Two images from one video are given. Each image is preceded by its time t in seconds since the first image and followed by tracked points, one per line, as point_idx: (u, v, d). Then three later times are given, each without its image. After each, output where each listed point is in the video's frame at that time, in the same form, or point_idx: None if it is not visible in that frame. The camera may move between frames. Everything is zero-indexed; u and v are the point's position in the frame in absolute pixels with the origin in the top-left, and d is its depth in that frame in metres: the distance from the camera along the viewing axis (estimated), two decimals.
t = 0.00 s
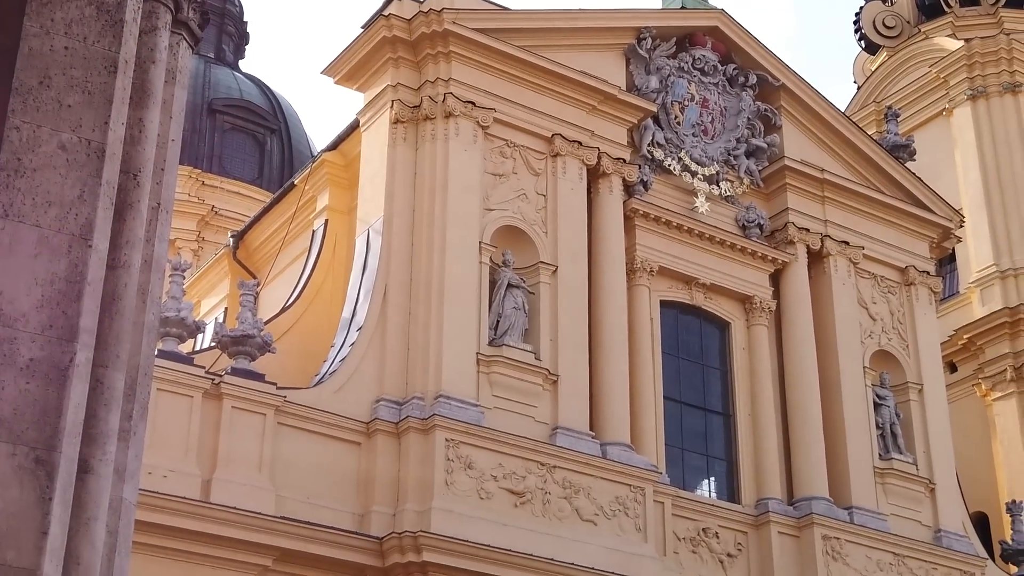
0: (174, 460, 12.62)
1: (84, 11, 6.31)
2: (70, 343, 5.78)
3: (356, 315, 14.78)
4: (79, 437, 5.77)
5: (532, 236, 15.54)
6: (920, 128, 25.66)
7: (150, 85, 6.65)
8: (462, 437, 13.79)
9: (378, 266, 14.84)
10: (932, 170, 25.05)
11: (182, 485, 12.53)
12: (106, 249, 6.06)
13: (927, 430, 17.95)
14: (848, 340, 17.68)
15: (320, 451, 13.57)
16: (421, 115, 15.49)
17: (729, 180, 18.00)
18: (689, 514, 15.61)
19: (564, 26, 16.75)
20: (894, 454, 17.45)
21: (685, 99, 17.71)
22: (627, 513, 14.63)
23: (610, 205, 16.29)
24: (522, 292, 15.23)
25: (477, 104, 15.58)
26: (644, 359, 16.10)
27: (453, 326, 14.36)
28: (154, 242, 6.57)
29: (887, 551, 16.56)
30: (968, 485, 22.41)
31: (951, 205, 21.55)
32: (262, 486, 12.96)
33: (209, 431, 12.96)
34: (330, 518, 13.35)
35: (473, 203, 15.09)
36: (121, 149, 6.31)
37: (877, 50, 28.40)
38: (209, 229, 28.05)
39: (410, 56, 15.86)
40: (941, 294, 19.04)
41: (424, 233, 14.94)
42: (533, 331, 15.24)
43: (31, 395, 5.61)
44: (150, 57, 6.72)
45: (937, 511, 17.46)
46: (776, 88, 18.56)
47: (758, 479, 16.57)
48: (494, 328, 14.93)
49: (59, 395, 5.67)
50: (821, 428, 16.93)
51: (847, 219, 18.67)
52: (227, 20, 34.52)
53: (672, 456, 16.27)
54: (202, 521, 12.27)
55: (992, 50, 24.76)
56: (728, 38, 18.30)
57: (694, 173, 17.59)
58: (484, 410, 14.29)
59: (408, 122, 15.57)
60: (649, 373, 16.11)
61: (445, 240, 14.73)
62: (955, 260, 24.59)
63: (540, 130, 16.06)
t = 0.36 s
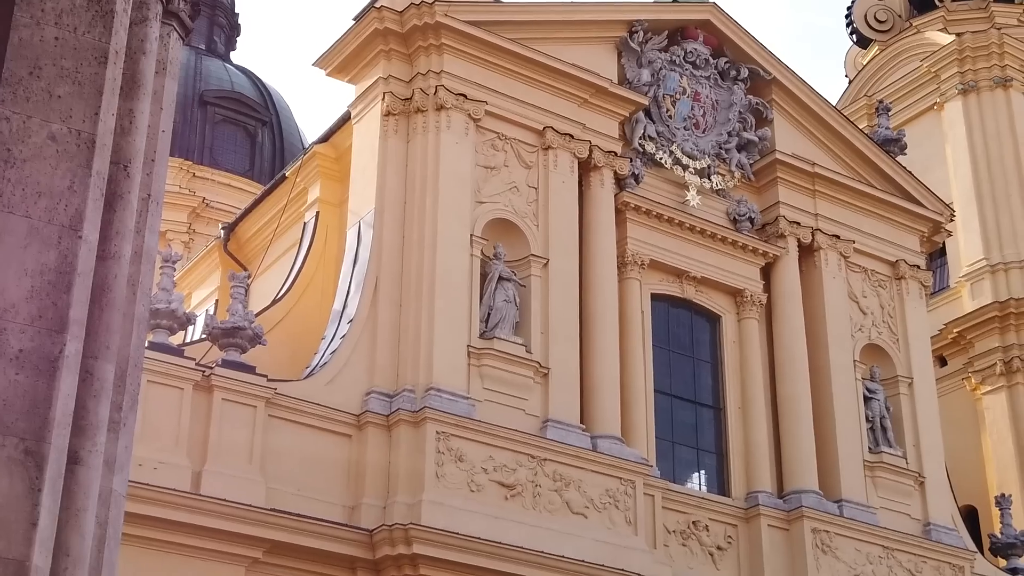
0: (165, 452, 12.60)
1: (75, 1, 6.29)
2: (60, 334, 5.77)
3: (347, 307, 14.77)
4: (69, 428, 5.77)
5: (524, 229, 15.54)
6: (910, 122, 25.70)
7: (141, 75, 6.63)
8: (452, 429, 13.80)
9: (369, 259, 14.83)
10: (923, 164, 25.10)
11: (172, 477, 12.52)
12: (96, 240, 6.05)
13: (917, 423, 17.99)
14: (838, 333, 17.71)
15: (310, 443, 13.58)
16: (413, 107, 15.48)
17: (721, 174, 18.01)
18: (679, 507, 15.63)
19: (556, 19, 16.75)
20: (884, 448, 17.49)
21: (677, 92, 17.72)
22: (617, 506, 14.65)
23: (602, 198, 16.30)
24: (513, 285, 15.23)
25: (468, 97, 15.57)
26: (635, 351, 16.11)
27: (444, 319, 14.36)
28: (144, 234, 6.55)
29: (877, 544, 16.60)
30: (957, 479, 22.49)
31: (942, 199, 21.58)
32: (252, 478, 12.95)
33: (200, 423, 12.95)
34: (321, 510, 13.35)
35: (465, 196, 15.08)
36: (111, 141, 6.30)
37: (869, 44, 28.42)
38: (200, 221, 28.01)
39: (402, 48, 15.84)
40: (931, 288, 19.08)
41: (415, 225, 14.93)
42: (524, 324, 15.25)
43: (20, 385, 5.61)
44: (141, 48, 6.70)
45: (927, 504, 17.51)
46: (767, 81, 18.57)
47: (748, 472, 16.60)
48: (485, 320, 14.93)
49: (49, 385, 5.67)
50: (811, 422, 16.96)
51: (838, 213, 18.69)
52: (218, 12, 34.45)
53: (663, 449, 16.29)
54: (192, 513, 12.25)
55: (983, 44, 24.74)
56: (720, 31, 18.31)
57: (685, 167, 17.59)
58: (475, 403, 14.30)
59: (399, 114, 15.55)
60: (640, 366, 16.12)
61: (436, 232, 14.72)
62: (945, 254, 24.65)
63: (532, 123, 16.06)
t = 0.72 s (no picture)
0: (155, 444, 12.58)
1: None
2: (49, 324, 5.78)
3: (338, 299, 14.76)
4: (58, 419, 5.77)
5: (515, 221, 15.54)
6: (901, 116, 25.76)
7: (131, 66, 6.61)
8: (443, 422, 13.81)
9: (360, 251, 14.83)
10: (914, 158, 25.14)
11: (163, 468, 12.50)
12: (86, 231, 6.05)
13: (907, 417, 18.03)
14: (828, 327, 17.73)
15: (301, 435, 13.57)
16: (404, 100, 15.47)
17: (712, 167, 18.02)
18: (670, 500, 15.65)
19: (547, 12, 16.74)
20: (874, 441, 17.53)
21: (668, 85, 17.72)
22: (607, 499, 14.67)
23: (593, 191, 16.30)
24: (504, 277, 15.22)
25: (460, 89, 15.56)
26: (626, 344, 16.12)
27: (435, 311, 14.36)
28: (135, 225, 6.53)
29: (866, 537, 16.64)
30: (946, 472, 22.56)
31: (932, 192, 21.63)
32: (242, 470, 12.95)
33: (189, 414, 12.94)
34: (311, 502, 13.35)
35: (456, 188, 15.07)
36: (102, 131, 6.29)
37: (860, 38, 28.45)
38: (191, 213, 27.98)
39: (393, 40, 15.83)
40: (921, 282, 19.12)
41: (406, 218, 14.92)
42: (514, 317, 15.25)
43: (10, 376, 5.62)
44: (131, 39, 6.68)
45: (916, 497, 17.56)
46: (758, 74, 18.58)
47: (738, 465, 16.63)
48: (476, 313, 14.93)
49: (38, 376, 5.68)
50: (801, 415, 16.99)
51: (829, 206, 18.71)
52: (209, 3, 34.38)
53: (653, 442, 16.31)
54: (182, 504, 12.24)
55: (974, 38, 24.81)
56: (712, 25, 18.33)
57: (676, 160, 17.60)
58: (465, 395, 14.30)
59: (390, 106, 15.56)
60: (631, 359, 16.14)
61: (427, 224, 14.72)
62: (935, 248, 24.70)
63: (523, 115, 16.06)
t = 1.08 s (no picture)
0: (145, 434, 12.57)
1: None
2: (39, 314, 5.82)
3: (329, 290, 14.75)
4: (48, 409, 5.80)
5: (506, 213, 15.54)
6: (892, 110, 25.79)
7: (122, 55, 6.60)
8: (433, 413, 13.81)
9: (351, 242, 14.82)
10: (905, 151, 25.18)
11: (153, 459, 12.50)
12: (76, 220, 6.06)
13: (897, 409, 18.07)
14: (819, 319, 17.76)
15: (291, 426, 13.57)
16: (396, 91, 15.46)
17: (703, 159, 18.03)
18: (660, 491, 15.67)
19: (539, 3, 16.73)
20: (863, 434, 17.57)
21: (660, 77, 17.73)
22: (598, 490, 14.69)
23: (584, 183, 16.31)
24: (495, 269, 15.23)
25: (451, 80, 15.55)
26: (617, 336, 16.14)
27: (426, 303, 14.36)
28: (125, 214, 6.50)
29: (855, 529, 16.68)
30: (935, 465, 22.62)
31: (922, 186, 21.66)
32: (233, 460, 12.94)
33: (180, 405, 12.93)
34: (302, 493, 13.36)
35: (447, 179, 15.07)
36: (92, 121, 6.29)
37: (851, 31, 28.47)
38: (182, 203, 27.93)
39: (385, 31, 15.81)
40: (911, 274, 19.16)
41: (397, 209, 14.91)
42: (505, 308, 15.26)
43: None
44: (122, 28, 6.66)
45: (905, 489, 17.61)
46: (750, 67, 18.59)
47: (728, 457, 16.66)
48: (467, 304, 14.93)
49: (28, 366, 5.72)
50: (791, 407, 17.01)
51: (820, 199, 18.74)
52: None
53: (643, 433, 16.33)
54: (172, 495, 12.22)
55: (965, 32, 24.78)
56: (704, 17, 18.35)
57: (667, 152, 17.61)
58: (456, 386, 14.31)
59: (381, 97, 15.53)
60: (621, 351, 16.15)
61: (418, 215, 14.72)
62: (926, 241, 24.73)
63: (515, 107, 16.05)
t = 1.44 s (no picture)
0: (136, 423, 12.57)
1: None
2: (29, 302, 5.84)
3: (320, 280, 14.75)
4: (38, 398, 5.82)
5: (498, 203, 15.54)
6: (882, 101, 25.84)
7: (113, 43, 6.57)
8: (424, 403, 13.82)
9: (343, 231, 14.81)
10: (896, 143, 25.22)
11: (143, 448, 12.49)
12: (67, 209, 6.08)
13: (887, 400, 18.11)
14: (810, 310, 17.79)
15: (283, 416, 13.57)
16: (388, 81, 15.44)
17: (695, 150, 18.04)
18: (651, 482, 15.70)
19: None
20: (854, 424, 17.61)
21: (652, 68, 17.73)
22: (588, 480, 14.71)
23: (576, 174, 16.31)
24: (487, 259, 15.24)
25: (443, 70, 15.54)
26: (608, 325, 16.16)
27: (417, 292, 14.37)
28: (115, 202, 6.48)
29: (845, 519, 16.73)
30: (925, 456, 22.68)
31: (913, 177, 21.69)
32: (224, 450, 12.94)
33: (171, 394, 12.92)
34: (293, 482, 13.36)
35: (438, 170, 15.06)
36: (82, 109, 6.29)
37: (843, 22, 28.48)
38: (173, 192, 27.89)
39: (376, 20, 15.75)
40: (902, 266, 19.19)
41: (389, 199, 14.90)
42: (497, 298, 15.27)
43: None
44: (113, 15, 6.63)
45: (895, 480, 17.67)
46: (742, 58, 18.59)
47: (718, 447, 16.69)
48: (458, 295, 14.94)
49: (18, 354, 5.74)
50: (782, 398, 17.04)
51: (811, 190, 18.75)
52: None
53: (634, 424, 16.35)
54: (162, 485, 12.20)
55: (957, 24, 24.76)
56: (694, 8, 18.38)
57: (659, 143, 17.61)
58: (447, 376, 14.32)
59: (373, 87, 15.51)
60: (613, 341, 16.17)
61: (410, 205, 14.70)
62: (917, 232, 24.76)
63: (507, 98, 16.04)
